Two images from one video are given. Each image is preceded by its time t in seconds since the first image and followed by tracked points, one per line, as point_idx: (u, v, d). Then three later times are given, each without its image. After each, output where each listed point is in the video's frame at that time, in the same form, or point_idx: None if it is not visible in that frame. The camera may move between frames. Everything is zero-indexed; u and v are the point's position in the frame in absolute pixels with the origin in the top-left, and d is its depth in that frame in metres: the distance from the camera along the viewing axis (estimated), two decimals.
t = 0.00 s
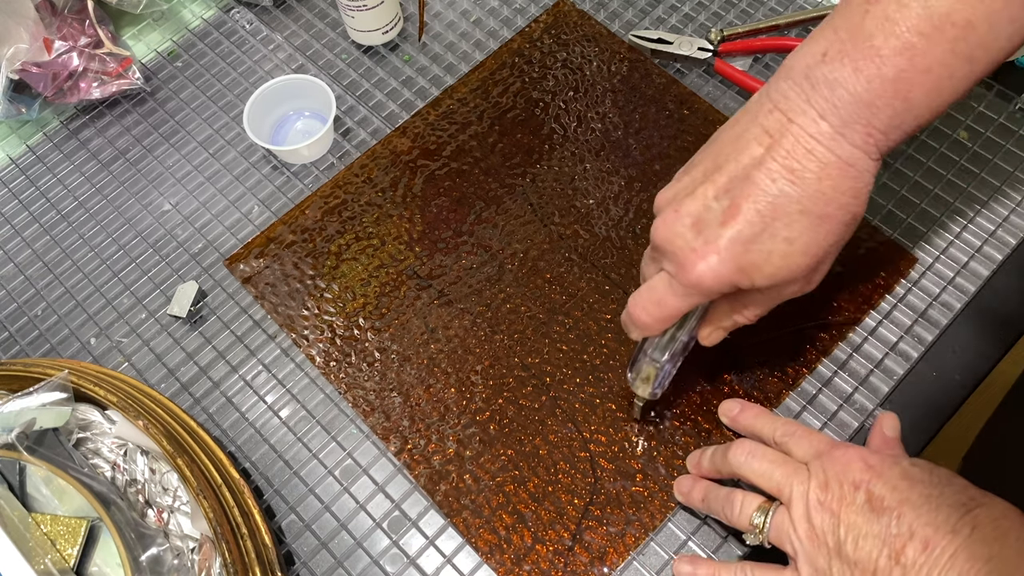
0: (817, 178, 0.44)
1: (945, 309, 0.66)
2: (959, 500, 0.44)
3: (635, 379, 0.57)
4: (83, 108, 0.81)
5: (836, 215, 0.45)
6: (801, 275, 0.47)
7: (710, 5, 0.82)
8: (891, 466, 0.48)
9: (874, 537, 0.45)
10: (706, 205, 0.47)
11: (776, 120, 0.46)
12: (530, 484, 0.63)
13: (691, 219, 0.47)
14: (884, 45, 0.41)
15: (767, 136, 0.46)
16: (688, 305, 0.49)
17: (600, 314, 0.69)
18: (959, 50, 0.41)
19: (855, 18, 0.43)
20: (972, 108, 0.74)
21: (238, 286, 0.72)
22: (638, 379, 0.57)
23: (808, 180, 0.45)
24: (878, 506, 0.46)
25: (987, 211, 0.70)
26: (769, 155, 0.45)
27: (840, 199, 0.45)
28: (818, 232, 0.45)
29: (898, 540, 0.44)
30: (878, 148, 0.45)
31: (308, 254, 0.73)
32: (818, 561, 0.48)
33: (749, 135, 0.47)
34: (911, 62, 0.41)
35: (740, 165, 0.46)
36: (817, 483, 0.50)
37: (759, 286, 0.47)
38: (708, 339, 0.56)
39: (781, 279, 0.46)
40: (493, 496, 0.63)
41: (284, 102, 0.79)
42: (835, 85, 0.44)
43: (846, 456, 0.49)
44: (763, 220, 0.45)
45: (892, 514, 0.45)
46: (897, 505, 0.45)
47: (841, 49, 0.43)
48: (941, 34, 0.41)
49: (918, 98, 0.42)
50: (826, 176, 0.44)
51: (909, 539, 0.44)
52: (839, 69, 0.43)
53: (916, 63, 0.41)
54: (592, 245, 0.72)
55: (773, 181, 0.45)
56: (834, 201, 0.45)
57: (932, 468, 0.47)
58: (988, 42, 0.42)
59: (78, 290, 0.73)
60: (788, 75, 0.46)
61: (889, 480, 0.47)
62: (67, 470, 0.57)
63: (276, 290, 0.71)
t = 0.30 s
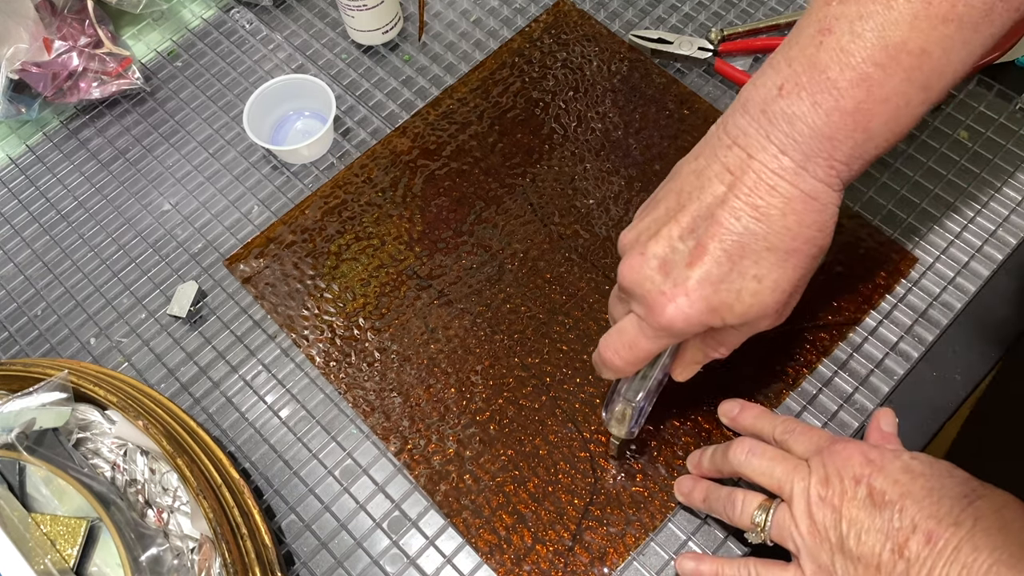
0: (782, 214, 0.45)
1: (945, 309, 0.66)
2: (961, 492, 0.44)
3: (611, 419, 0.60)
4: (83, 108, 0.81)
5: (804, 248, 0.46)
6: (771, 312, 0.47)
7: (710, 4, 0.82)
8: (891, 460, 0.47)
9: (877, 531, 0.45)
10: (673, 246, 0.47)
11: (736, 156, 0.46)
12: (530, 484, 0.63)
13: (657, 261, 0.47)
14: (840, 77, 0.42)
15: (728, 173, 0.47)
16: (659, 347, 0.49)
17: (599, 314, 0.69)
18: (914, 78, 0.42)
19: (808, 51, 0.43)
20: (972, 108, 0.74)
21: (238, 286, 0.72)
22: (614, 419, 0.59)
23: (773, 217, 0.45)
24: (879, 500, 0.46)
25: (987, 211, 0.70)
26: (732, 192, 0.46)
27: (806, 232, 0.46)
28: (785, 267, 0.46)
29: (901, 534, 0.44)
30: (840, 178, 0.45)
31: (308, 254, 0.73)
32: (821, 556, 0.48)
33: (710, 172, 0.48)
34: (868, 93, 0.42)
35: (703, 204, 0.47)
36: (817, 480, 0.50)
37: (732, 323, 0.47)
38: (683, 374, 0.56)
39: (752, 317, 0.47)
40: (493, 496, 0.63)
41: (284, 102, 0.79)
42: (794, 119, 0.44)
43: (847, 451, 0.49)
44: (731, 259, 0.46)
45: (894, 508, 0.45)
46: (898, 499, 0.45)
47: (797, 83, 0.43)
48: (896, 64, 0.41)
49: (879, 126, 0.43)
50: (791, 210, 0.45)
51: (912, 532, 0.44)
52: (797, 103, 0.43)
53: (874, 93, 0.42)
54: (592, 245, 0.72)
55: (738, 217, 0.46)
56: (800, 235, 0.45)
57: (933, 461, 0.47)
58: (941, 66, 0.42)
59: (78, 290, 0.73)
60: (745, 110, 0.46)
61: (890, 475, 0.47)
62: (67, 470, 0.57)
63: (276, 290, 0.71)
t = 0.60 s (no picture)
0: (753, 234, 0.44)
1: (945, 310, 0.66)
2: (962, 489, 0.44)
3: (595, 445, 0.60)
4: (83, 108, 0.81)
5: (777, 266, 0.45)
6: (749, 332, 0.46)
7: (710, 4, 0.82)
8: (891, 458, 0.47)
9: (878, 530, 0.45)
10: (646, 270, 0.45)
11: (705, 177, 0.45)
12: (531, 484, 0.63)
13: (631, 286, 0.45)
14: (809, 96, 0.41)
15: (697, 194, 0.45)
16: (638, 372, 0.48)
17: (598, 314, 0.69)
18: (884, 94, 0.41)
19: (776, 69, 0.42)
20: (972, 108, 0.74)
21: (238, 286, 0.72)
22: (598, 445, 0.59)
23: (745, 237, 0.44)
24: (880, 499, 0.46)
25: (987, 211, 0.70)
26: (702, 214, 0.45)
27: (778, 249, 0.44)
28: (759, 285, 0.45)
29: (902, 533, 0.44)
30: (811, 197, 0.45)
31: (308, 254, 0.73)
32: (822, 556, 0.48)
33: (679, 194, 0.46)
34: (838, 111, 0.41)
35: (674, 226, 0.45)
36: (817, 479, 0.49)
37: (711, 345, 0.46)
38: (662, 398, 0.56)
39: (729, 337, 0.45)
40: (493, 496, 0.63)
41: (284, 102, 0.79)
42: (762, 139, 0.43)
43: (846, 449, 0.49)
44: (704, 281, 0.44)
45: (895, 507, 0.45)
46: (899, 497, 0.45)
47: (766, 102, 0.42)
48: (864, 81, 0.40)
49: (849, 144, 0.42)
50: (763, 230, 0.44)
51: (913, 531, 0.44)
52: (766, 122, 0.42)
53: (844, 111, 0.41)
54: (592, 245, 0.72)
55: (710, 239, 0.44)
56: (772, 252, 0.44)
57: (933, 459, 0.47)
58: (909, 82, 0.41)
59: (78, 290, 0.73)
60: (712, 129, 0.45)
61: (890, 473, 0.47)
62: (67, 470, 0.57)
63: (276, 290, 0.71)
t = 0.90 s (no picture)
0: (719, 269, 0.45)
1: (945, 309, 0.66)
2: (960, 488, 0.44)
3: (580, 482, 0.59)
4: (83, 108, 0.81)
5: (747, 299, 0.45)
6: (723, 363, 0.47)
7: (710, 5, 0.82)
8: (890, 457, 0.48)
9: (877, 529, 0.45)
10: (614, 311, 0.46)
11: (665, 213, 0.46)
12: (530, 485, 0.63)
13: (601, 329, 0.46)
14: (768, 128, 0.41)
15: (659, 231, 0.46)
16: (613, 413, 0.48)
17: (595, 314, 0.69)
18: (844, 124, 0.42)
19: (734, 102, 0.42)
20: (972, 108, 0.73)
21: (238, 286, 0.72)
22: (584, 481, 0.59)
23: (711, 273, 0.45)
24: (879, 499, 0.46)
25: (987, 211, 0.69)
26: (666, 251, 0.45)
27: (746, 283, 0.45)
28: (729, 320, 0.45)
29: (902, 533, 0.44)
30: (773, 228, 0.45)
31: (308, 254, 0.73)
32: (822, 556, 0.48)
33: (641, 232, 0.47)
34: (798, 143, 0.41)
35: (638, 264, 0.46)
36: (816, 479, 0.49)
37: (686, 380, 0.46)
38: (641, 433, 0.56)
39: (704, 371, 0.46)
40: (493, 496, 0.63)
41: (284, 102, 0.79)
42: (723, 173, 0.43)
43: (845, 449, 0.49)
44: (674, 319, 0.45)
45: (894, 507, 0.45)
46: (898, 497, 0.45)
47: (724, 135, 0.43)
48: (825, 113, 0.41)
49: (810, 175, 0.43)
50: (729, 264, 0.45)
51: (913, 531, 0.44)
52: (725, 157, 0.43)
53: (804, 143, 0.41)
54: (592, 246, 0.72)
55: (676, 277, 0.45)
56: (740, 287, 0.45)
57: (932, 458, 0.47)
58: (869, 111, 0.42)
59: (78, 290, 0.73)
60: (670, 163, 0.46)
61: (889, 473, 0.47)
62: (67, 470, 0.57)
63: (276, 290, 0.71)
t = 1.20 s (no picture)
0: (697, 308, 0.45)
1: (945, 309, 0.66)
2: (961, 487, 0.44)
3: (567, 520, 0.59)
4: (83, 108, 0.81)
5: (726, 337, 0.45)
6: (706, 401, 0.47)
7: (710, 5, 0.82)
8: (889, 456, 0.48)
9: (878, 529, 0.45)
10: (593, 356, 0.47)
11: (640, 253, 0.46)
12: (530, 485, 0.63)
13: (582, 375, 0.47)
14: (742, 166, 0.41)
15: (635, 272, 0.46)
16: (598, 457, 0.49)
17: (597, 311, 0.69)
18: (819, 158, 0.41)
19: (705, 138, 0.42)
20: (972, 108, 0.73)
21: (238, 286, 0.72)
22: (572, 517, 0.59)
23: (690, 312, 0.45)
24: (879, 499, 0.46)
25: (987, 211, 0.69)
26: (643, 292, 0.45)
27: (725, 320, 0.45)
28: (710, 357, 0.45)
29: (902, 532, 0.44)
30: (752, 263, 0.45)
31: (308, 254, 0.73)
32: (822, 556, 0.48)
33: (615, 272, 0.47)
34: (773, 180, 0.41)
35: (615, 306, 0.46)
36: (816, 479, 0.49)
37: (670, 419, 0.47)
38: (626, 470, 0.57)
39: (688, 412, 0.47)
40: (493, 496, 0.63)
41: (284, 102, 0.79)
42: (698, 212, 0.43)
43: (844, 448, 0.49)
44: (655, 362, 0.45)
45: (895, 507, 0.45)
46: (899, 497, 0.45)
47: (697, 172, 0.43)
48: (799, 148, 0.41)
49: (785, 212, 0.43)
50: (706, 303, 0.45)
51: (913, 531, 0.44)
52: (699, 194, 0.43)
53: (779, 179, 0.41)
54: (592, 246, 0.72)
55: (653, 319, 0.45)
56: (719, 324, 0.45)
57: (932, 458, 0.47)
58: (844, 143, 0.41)
59: (78, 290, 0.73)
60: (642, 201, 0.46)
61: (889, 472, 0.47)
62: (66, 470, 0.57)
63: (276, 290, 0.71)
